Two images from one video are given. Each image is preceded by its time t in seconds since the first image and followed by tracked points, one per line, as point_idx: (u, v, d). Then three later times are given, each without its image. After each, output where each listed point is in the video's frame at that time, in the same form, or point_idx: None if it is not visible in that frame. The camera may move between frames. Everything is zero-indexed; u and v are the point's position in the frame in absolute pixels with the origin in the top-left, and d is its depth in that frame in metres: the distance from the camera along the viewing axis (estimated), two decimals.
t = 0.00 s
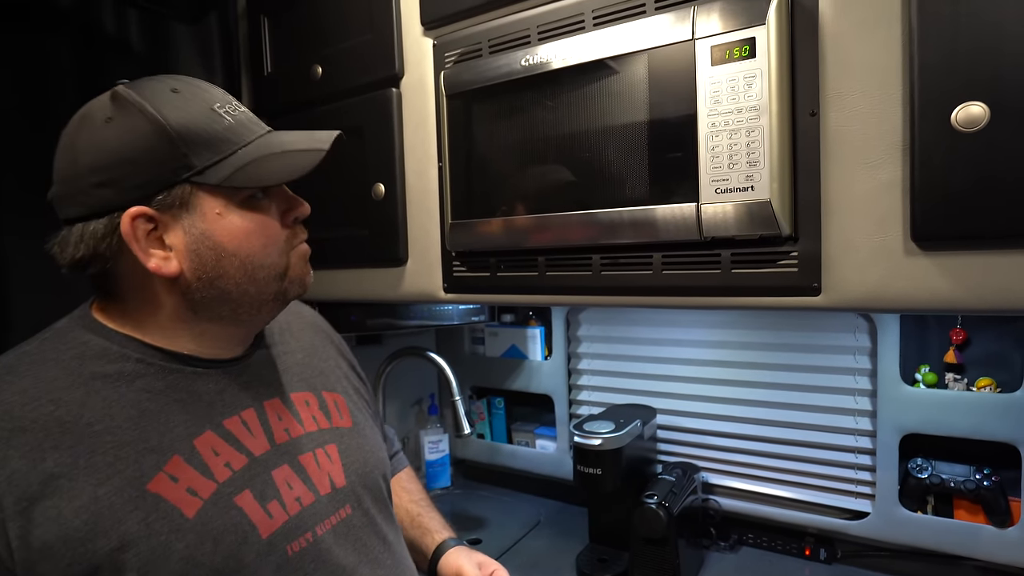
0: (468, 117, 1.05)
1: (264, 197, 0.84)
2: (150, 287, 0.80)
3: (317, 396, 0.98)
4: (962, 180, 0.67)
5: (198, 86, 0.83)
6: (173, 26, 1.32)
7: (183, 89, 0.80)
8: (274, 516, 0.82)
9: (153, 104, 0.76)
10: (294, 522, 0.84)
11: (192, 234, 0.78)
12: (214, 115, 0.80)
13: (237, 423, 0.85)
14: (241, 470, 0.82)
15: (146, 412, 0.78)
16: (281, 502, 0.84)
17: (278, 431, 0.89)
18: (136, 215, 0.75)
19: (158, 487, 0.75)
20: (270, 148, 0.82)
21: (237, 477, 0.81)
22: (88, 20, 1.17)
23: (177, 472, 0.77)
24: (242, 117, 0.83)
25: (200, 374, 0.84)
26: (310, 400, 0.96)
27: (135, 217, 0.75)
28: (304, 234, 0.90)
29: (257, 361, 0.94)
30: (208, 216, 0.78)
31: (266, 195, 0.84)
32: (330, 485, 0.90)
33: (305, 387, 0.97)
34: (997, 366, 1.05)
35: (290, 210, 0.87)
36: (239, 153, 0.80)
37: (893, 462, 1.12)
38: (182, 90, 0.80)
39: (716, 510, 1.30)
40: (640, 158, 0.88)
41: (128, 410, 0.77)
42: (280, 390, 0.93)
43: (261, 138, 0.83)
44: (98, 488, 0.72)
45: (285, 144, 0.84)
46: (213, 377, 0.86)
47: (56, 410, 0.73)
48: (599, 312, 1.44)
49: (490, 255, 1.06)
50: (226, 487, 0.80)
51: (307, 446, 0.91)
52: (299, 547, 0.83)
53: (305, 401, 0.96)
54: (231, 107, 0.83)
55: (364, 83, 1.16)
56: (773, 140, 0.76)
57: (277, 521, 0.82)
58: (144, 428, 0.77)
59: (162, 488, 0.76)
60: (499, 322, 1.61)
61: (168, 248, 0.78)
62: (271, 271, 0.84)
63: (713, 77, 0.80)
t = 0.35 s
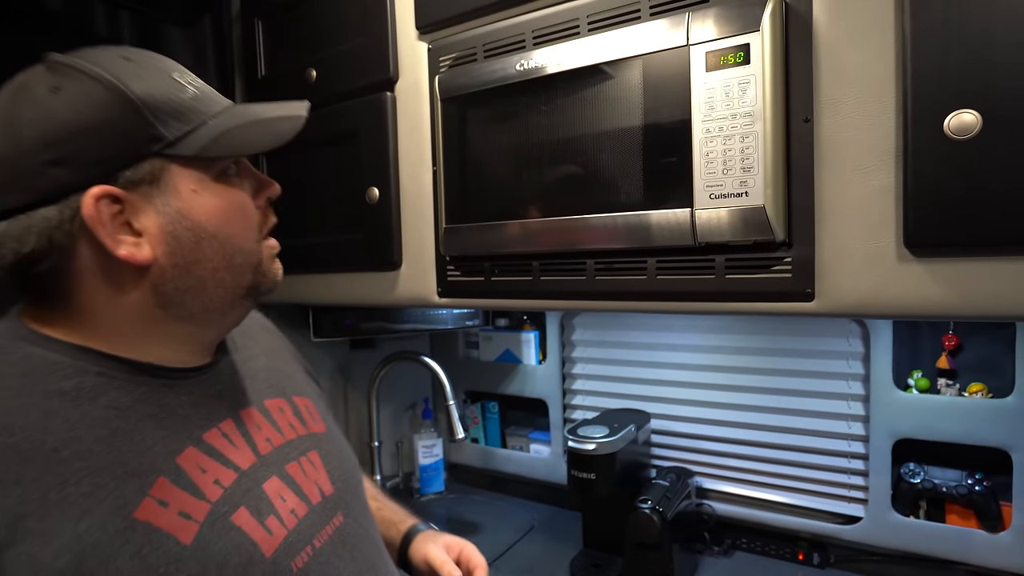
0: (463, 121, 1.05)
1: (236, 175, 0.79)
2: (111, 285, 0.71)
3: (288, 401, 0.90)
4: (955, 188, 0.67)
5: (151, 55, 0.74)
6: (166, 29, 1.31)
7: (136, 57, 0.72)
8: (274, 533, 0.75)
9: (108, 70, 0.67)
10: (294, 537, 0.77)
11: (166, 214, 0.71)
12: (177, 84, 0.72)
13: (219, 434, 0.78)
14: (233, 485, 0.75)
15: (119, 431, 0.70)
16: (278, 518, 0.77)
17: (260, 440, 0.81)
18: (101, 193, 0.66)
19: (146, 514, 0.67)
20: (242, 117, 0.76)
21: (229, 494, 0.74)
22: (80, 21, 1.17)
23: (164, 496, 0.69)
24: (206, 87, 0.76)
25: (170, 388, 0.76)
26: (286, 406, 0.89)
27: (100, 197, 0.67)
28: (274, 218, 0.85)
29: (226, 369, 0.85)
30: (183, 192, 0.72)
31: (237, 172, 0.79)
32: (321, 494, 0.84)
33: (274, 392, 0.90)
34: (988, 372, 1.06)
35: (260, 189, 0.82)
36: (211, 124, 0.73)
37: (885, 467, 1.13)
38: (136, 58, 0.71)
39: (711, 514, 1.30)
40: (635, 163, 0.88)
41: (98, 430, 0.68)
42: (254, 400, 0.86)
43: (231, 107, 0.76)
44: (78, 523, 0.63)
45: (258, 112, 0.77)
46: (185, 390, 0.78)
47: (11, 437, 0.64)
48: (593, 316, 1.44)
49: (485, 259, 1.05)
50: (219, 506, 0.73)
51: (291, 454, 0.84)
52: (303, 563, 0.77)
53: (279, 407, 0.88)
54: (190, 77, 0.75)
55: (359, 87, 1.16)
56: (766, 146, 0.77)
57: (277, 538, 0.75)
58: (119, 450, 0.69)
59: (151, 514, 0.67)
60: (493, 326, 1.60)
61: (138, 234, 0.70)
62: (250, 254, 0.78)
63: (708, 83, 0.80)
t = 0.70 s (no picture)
0: (454, 129, 1.05)
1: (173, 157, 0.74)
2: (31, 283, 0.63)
3: (235, 411, 0.85)
4: (939, 201, 0.68)
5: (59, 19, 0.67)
6: (159, 34, 1.31)
7: (44, 20, 0.65)
8: (238, 558, 0.71)
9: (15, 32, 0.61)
10: (258, 559, 0.73)
11: (97, 198, 0.65)
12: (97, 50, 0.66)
13: (165, 451, 0.72)
14: (189, 507, 0.70)
15: (47, 452, 0.63)
16: (241, 540, 0.72)
17: (213, 456, 0.76)
18: (20, 173, 0.61)
19: (94, 548, 0.61)
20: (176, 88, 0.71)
21: (186, 518, 0.69)
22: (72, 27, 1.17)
23: (115, 526, 0.63)
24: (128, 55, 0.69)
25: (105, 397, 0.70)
26: (231, 415, 0.84)
27: (18, 177, 0.61)
28: (213, 207, 0.82)
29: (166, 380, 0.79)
30: (118, 170, 0.67)
31: (174, 153, 0.74)
32: (281, 510, 0.80)
33: (219, 403, 0.85)
34: (974, 380, 1.07)
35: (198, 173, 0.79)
36: (143, 95, 0.68)
37: (873, 475, 1.14)
38: (45, 21, 0.65)
39: (700, 522, 1.31)
40: (625, 172, 0.88)
41: (25, 453, 0.62)
42: (196, 412, 0.80)
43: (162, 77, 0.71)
44: (9, 564, 0.58)
45: (196, 83, 0.72)
46: (124, 399, 0.71)
47: None
48: (585, 323, 1.45)
49: (476, 266, 1.06)
50: (177, 532, 0.67)
51: (246, 469, 0.79)
52: None
53: (226, 419, 0.83)
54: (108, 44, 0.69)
55: (351, 94, 1.16)
56: (754, 157, 0.77)
57: (243, 562, 0.71)
58: (51, 473, 0.62)
59: (96, 548, 0.61)
60: (484, 333, 1.60)
61: (65, 223, 0.64)
62: (191, 246, 0.74)
63: (697, 94, 0.81)
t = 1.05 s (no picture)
0: (450, 131, 1.05)
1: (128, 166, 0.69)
2: None
3: (171, 426, 0.82)
4: (933, 203, 0.68)
5: None
6: (155, 37, 1.30)
7: None
8: None
9: None
10: None
11: (56, 209, 0.58)
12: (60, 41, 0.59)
13: (106, 483, 0.66)
14: (140, 543, 0.65)
15: None
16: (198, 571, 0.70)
17: (159, 482, 0.73)
18: None
19: None
20: (147, 92, 0.66)
21: (138, 557, 0.64)
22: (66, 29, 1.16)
23: None
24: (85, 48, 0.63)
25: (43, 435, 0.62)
26: (168, 430, 0.81)
27: None
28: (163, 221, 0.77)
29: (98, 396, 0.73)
30: (77, 175, 0.60)
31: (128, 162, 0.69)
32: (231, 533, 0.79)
33: (154, 419, 0.80)
34: (970, 381, 1.07)
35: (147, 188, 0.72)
36: (110, 96, 0.62)
37: (869, 477, 1.14)
38: None
39: (696, 523, 1.31)
40: (621, 174, 0.88)
41: None
42: (132, 429, 0.75)
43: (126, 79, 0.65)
44: None
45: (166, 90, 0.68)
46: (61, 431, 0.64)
47: None
48: (582, 325, 1.44)
49: (472, 268, 1.05)
50: None
51: (194, 493, 0.77)
52: None
53: (164, 434, 0.80)
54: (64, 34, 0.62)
55: (346, 96, 1.16)
56: (750, 159, 0.77)
57: None
58: None
59: None
60: (481, 335, 1.60)
61: (12, 232, 0.56)
62: (149, 267, 0.68)
63: (692, 96, 0.81)
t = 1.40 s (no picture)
0: (451, 126, 1.05)
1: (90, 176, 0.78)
2: None
3: (130, 418, 0.94)
4: (938, 199, 0.68)
5: None
6: (155, 32, 1.29)
7: None
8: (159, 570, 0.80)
9: None
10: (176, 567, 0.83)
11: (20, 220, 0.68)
12: (20, 48, 0.65)
13: (63, 476, 0.76)
14: (99, 530, 0.75)
15: None
16: (161, 551, 0.82)
17: (119, 471, 0.84)
18: None
19: None
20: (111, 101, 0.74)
21: (99, 540, 0.75)
22: (67, 24, 1.16)
23: (23, 564, 0.65)
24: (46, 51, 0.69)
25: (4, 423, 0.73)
26: (124, 421, 0.92)
27: None
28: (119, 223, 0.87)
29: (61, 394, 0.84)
30: (40, 189, 0.69)
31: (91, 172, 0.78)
32: (189, 516, 0.91)
33: (113, 411, 0.92)
34: (972, 378, 1.07)
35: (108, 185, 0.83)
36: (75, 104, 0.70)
37: (871, 474, 1.14)
38: None
39: (698, 519, 1.31)
40: (624, 170, 0.88)
41: None
42: (92, 420, 0.87)
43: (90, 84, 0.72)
44: None
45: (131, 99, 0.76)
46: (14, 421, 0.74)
47: None
48: (584, 321, 1.44)
49: (473, 264, 1.05)
50: (93, 560, 0.72)
51: (152, 480, 0.89)
52: None
53: (122, 425, 0.91)
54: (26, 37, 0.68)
55: (347, 91, 1.16)
56: (753, 155, 0.77)
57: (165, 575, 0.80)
58: None
59: None
60: (482, 330, 1.60)
61: None
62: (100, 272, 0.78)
63: (695, 91, 0.81)
